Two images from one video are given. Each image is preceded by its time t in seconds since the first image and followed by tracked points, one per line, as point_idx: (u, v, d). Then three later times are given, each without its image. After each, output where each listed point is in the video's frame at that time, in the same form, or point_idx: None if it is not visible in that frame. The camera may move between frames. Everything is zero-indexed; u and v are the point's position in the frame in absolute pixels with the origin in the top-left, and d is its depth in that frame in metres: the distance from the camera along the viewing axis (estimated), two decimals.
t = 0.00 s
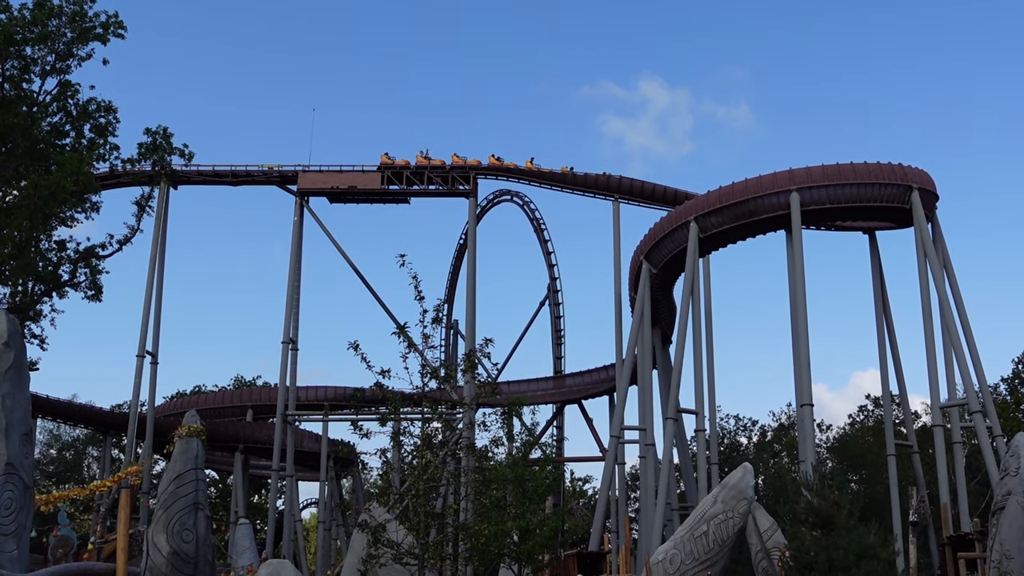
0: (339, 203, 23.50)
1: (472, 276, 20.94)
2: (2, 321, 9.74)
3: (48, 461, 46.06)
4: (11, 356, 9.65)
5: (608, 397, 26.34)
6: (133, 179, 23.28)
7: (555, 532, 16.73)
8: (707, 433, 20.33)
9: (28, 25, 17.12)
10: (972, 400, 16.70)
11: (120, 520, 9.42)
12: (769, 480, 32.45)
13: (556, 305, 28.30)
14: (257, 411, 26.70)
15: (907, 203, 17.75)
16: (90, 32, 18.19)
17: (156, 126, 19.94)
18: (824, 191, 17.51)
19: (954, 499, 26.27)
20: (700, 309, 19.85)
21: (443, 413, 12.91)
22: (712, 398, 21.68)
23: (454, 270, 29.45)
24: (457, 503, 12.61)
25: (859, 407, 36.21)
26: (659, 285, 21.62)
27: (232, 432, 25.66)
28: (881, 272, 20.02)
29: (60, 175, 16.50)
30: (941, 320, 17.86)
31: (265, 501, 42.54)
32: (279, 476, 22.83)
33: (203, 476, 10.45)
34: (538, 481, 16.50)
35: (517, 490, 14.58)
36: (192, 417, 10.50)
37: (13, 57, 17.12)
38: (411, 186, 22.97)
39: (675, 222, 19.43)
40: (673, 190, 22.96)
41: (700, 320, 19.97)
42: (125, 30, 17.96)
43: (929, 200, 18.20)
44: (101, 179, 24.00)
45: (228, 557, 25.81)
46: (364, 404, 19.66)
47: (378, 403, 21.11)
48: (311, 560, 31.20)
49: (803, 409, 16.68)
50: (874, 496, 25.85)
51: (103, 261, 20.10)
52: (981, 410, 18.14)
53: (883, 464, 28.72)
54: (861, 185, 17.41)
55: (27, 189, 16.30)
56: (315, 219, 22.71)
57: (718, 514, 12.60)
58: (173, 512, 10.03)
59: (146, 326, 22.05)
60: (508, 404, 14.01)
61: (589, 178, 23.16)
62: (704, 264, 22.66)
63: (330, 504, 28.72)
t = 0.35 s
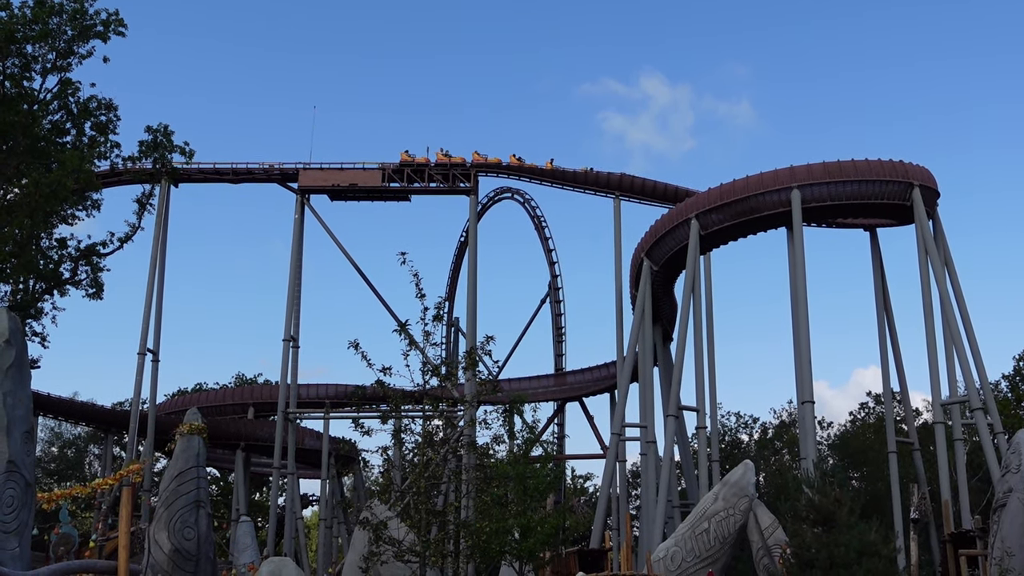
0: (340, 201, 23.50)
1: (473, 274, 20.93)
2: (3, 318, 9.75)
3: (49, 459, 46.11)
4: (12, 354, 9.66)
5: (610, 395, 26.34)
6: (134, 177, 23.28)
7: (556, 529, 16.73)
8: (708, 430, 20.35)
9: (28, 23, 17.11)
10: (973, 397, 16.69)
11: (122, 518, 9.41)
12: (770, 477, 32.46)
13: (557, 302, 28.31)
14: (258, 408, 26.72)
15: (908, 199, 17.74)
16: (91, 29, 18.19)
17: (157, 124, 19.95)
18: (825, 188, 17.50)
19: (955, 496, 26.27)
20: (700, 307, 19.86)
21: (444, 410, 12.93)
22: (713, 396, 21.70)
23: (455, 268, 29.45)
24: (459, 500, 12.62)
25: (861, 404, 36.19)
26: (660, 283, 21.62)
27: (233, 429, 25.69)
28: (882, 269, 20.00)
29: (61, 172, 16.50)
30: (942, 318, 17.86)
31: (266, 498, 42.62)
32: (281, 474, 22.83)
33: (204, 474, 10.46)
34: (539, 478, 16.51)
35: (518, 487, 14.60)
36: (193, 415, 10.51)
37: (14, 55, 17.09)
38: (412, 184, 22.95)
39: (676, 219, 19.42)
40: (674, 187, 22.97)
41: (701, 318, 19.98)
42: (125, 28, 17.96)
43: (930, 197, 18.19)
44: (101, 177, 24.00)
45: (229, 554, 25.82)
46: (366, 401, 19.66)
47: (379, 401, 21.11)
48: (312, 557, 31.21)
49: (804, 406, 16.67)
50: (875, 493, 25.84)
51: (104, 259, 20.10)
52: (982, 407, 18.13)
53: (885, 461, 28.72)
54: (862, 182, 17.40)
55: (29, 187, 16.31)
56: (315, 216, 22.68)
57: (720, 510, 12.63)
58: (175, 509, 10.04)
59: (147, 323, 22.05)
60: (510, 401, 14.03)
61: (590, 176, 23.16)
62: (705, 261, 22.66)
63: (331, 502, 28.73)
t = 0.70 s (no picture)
0: (341, 200, 23.50)
1: (475, 272, 20.95)
2: (4, 318, 9.77)
3: (50, 458, 46.11)
4: (13, 353, 9.67)
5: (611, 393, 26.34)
6: (135, 176, 23.29)
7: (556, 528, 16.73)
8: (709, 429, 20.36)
9: (29, 22, 17.11)
10: (975, 396, 16.67)
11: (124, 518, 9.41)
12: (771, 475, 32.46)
13: (558, 301, 28.31)
14: (259, 407, 26.73)
15: (909, 198, 17.73)
16: (91, 28, 18.19)
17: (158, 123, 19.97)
18: (826, 187, 17.51)
19: (956, 495, 26.26)
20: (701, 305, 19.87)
21: (445, 409, 12.96)
22: (714, 395, 21.70)
23: (456, 266, 29.45)
24: (460, 499, 12.62)
25: (862, 402, 36.16)
26: (662, 282, 21.61)
27: (235, 428, 25.70)
28: (883, 268, 19.99)
29: (62, 172, 16.50)
30: (943, 317, 17.84)
31: (267, 497, 42.69)
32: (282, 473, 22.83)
33: (205, 473, 10.47)
34: (540, 477, 16.49)
35: (519, 486, 14.59)
36: (195, 415, 10.52)
37: (14, 54, 17.08)
38: (413, 183, 22.95)
39: (677, 218, 19.42)
40: (675, 186, 22.97)
41: (702, 317, 19.98)
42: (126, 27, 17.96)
43: (931, 195, 18.17)
44: (102, 176, 24.01)
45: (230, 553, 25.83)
46: (367, 400, 19.67)
47: (380, 399, 21.13)
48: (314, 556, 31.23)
49: (805, 405, 16.67)
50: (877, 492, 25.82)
51: (104, 258, 20.11)
52: (984, 406, 18.11)
53: (886, 460, 28.70)
54: (863, 181, 17.40)
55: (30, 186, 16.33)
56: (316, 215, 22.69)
57: (722, 509, 12.63)
58: (176, 509, 10.05)
59: (148, 322, 22.06)
60: (512, 400, 14.05)
61: (590, 175, 23.15)
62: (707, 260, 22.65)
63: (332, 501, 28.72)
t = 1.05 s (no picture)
0: (341, 201, 23.51)
1: (475, 273, 20.95)
2: (5, 318, 9.78)
3: (50, 459, 46.13)
4: (14, 354, 9.68)
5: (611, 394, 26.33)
6: (136, 177, 23.30)
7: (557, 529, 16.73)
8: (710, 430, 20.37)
9: (29, 22, 17.10)
10: (975, 397, 16.66)
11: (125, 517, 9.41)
12: (772, 476, 32.48)
13: (558, 302, 28.31)
14: (260, 408, 26.72)
15: (910, 199, 17.73)
16: (92, 29, 18.20)
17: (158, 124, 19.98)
18: (827, 187, 17.51)
19: (957, 496, 26.24)
20: (701, 306, 19.88)
21: (446, 409, 12.98)
22: (715, 395, 21.70)
23: (456, 267, 29.46)
24: (461, 499, 12.63)
25: (863, 402, 36.16)
26: (662, 283, 21.61)
27: (235, 429, 25.70)
28: (884, 269, 19.99)
29: (63, 172, 16.50)
30: (943, 317, 17.85)
31: (268, 497, 42.73)
32: (283, 473, 22.80)
33: (206, 473, 10.49)
34: (540, 478, 16.53)
35: (519, 487, 14.59)
36: (196, 415, 10.52)
37: (15, 55, 17.09)
38: (413, 183, 22.96)
39: (677, 218, 19.44)
40: (675, 187, 22.98)
41: (702, 317, 19.98)
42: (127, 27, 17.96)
43: (932, 196, 18.17)
44: (103, 176, 24.02)
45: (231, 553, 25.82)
46: (368, 401, 19.67)
47: (380, 400, 21.15)
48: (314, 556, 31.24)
49: (805, 405, 16.67)
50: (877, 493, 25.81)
51: (105, 259, 20.12)
52: (984, 407, 18.10)
53: (887, 460, 28.70)
54: (864, 182, 17.40)
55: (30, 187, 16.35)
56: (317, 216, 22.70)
57: (722, 509, 12.63)
58: (177, 509, 10.05)
59: (149, 322, 22.08)
60: (512, 401, 14.07)
61: (590, 175, 23.16)
62: (707, 261, 22.66)
63: (333, 501, 28.73)
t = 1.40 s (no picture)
0: (341, 203, 23.52)
1: (475, 275, 20.96)
2: (6, 321, 9.79)
3: (51, 461, 46.12)
4: (15, 357, 9.70)
5: (612, 396, 26.33)
6: (136, 179, 23.32)
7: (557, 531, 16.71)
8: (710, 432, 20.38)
9: (29, 25, 17.10)
10: (976, 398, 16.65)
11: (126, 520, 9.40)
12: (773, 477, 32.48)
13: (559, 303, 28.31)
14: (260, 410, 26.71)
15: (910, 201, 17.74)
16: (92, 32, 18.21)
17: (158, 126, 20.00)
18: (827, 189, 17.51)
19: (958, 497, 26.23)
20: (702, 308, 19.88)
21: (446, 412, 12.99)
22: (716, 397, 21.70)
23: (457, 269, 29.48)
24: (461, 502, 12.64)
25: (863, 405, 36.14)
26: (663, 285, 21.61)
27: (235, 432, 25.70)
28: (884, 271, 19.99)
29: (63, 175, 16.51)
30: (944, 319, 17.85)
31: (269, 500, 42.77)
32: (283, 476, 22.79)
33: (206, 475, 10.50)
34: (540, 480, 16.53)
35: (520, 489, 14.61)
36: (196, 417, 10.51)
37: (15, 58, 17.10)
38: (414, 186, 22.98)
39: (678, 221, 19.46)
40: (675, 189, 23.00)
41: (703, 319, 19.98)
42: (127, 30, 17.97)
43: (932, 197, 18.18)
44: (103, 179, 24.04)
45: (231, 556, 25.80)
46: (368, 403, 19.67)
47: (381, 403, 21.14)
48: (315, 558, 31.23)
49: (805, 407, 16.67)
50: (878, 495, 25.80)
51: (106, 261, 20.14)
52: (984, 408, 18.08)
53: (887, 461, 28.69)
54: (865, 184, 17.40)
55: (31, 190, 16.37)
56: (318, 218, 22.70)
57: (723, 511, 12.64)
58: (177, 512, 10.05)
59: (149, 324, 22.08)
60: (512, 403, 14.08)
61: (591, 177, 23.17)
62: (708, 263, 22.67)
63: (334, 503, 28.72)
